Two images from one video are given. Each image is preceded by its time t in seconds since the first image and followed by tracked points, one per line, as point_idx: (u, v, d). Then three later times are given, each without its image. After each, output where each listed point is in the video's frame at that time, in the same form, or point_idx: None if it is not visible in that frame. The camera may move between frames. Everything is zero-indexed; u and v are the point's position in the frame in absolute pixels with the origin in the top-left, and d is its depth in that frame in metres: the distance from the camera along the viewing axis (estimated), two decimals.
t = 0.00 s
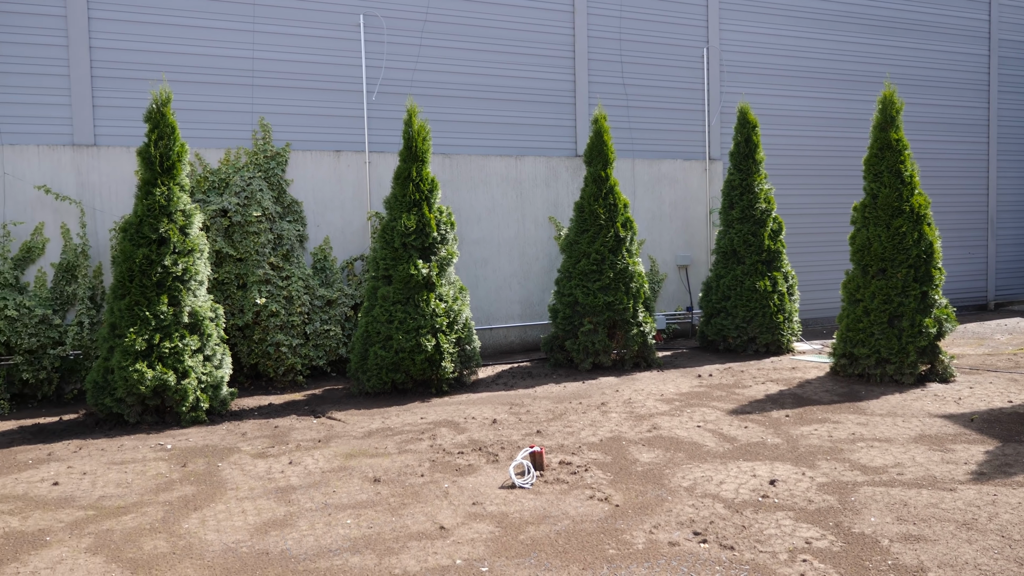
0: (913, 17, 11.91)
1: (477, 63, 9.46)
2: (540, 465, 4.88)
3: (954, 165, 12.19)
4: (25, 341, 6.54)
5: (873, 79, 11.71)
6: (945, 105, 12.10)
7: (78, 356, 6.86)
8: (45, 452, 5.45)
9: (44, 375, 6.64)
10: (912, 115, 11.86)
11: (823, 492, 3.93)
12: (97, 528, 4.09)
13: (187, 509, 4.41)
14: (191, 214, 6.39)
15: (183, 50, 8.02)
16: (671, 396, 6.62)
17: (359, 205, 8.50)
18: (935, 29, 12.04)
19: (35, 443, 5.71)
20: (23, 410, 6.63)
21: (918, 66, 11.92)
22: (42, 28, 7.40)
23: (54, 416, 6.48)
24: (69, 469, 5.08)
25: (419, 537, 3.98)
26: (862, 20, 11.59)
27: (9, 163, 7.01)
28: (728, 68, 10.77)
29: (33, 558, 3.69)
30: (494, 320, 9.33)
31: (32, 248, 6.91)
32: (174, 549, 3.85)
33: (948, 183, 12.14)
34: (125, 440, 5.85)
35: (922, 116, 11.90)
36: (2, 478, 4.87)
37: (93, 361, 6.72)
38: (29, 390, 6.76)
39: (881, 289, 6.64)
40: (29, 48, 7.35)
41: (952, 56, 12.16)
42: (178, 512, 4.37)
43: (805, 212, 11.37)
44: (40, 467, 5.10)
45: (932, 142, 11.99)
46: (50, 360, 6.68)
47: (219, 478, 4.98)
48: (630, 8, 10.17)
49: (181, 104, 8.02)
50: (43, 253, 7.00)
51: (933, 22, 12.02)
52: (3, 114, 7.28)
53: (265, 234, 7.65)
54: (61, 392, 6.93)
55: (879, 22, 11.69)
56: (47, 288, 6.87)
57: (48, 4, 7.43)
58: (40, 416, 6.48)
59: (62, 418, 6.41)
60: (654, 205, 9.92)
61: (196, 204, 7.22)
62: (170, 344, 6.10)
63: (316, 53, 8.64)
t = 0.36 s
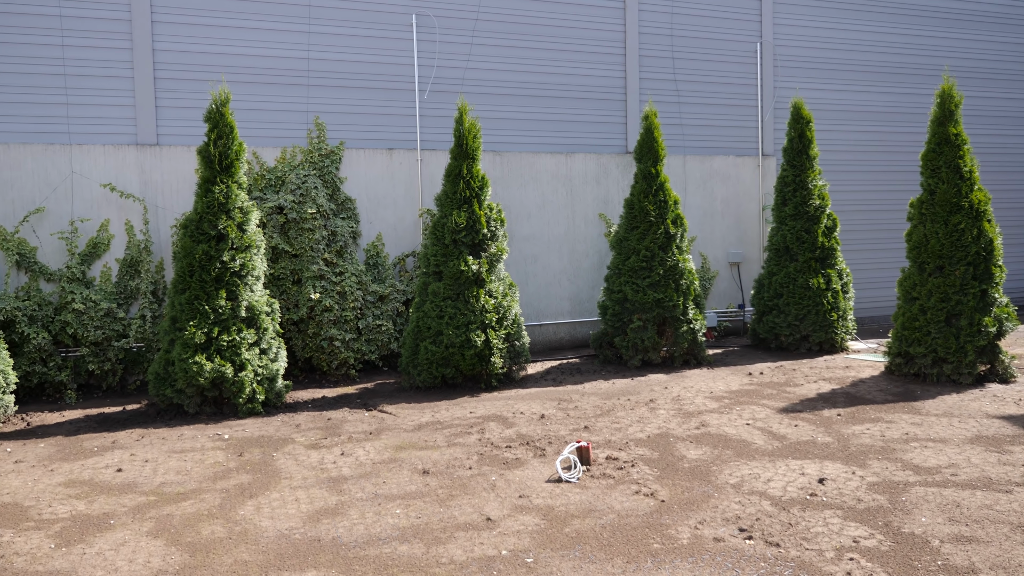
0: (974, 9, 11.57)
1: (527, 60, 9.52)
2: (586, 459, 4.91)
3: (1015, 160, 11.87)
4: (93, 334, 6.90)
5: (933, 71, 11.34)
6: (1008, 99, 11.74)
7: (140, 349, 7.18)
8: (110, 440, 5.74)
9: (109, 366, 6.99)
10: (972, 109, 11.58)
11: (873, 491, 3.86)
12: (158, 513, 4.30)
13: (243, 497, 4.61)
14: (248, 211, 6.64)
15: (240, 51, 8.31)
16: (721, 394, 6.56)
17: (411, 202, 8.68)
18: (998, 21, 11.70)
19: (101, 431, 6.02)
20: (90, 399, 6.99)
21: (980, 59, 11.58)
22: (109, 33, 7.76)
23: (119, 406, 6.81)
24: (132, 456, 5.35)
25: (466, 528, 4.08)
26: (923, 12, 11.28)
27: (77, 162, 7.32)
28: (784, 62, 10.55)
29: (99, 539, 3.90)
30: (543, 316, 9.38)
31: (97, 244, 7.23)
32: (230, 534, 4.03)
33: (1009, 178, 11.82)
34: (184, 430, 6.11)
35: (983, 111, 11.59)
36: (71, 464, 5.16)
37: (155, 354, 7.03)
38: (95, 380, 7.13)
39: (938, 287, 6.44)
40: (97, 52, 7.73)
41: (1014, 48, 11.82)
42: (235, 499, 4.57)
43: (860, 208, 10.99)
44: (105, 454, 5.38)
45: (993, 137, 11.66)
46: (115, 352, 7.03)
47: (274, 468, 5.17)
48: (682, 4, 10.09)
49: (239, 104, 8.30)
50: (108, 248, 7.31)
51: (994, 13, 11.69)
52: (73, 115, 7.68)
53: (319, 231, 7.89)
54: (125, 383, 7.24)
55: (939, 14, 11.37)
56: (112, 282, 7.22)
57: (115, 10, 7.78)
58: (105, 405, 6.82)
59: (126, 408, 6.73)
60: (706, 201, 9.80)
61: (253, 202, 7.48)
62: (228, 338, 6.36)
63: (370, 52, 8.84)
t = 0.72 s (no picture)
0: None
1: (578, 58, 9.56)
2: (632, 455, 4.93)
3: None
4: (156, 326, 7.25)
5: (986, 65, 11.42)
6: None
7: (200, 341, 7.50)
8: (172, 430, 6.02)
9: (171, 358, 7.34)
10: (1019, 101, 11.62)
11: (923, 492, 3.80)
12: (216, 499, 4.51)
13: (296, 485, 4.79)
14: (304, 208, 6.85)
15: (297, 53, 8.57)
16: (772, 392, 6.47)
17: (463, 200, 8.81)
18: None
19: (164, 420, 6.32)
20: (153, 389, 7.35)
21: None
22: (172, 36, 8.09)
23: (180, 397, 7.14)
24: (192, 445, 5.60)
25: (512, 519, 4.16)
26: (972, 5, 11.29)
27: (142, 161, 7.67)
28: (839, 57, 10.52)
29: (161, 522, 4.12)
30: (593, 313, 9.40)
31: (161, 240, 7.57)
32: (285, 520, 4.21)
33: None
34: (242, 420, 6.37)
35: None
36: (136, 451, 5.44)
37: (214, 347, 7.33)
38: (158, 371, 7.48)
39: (999, 286, 6.23)
40: (161, 55, 8.06)
41: None
42: (289, 487, 4.75)
43: (910, 202, 11.07)
44: (167, 443, 5.65)
45: None
46: (177, 344, 7.36)
47: (327, 458, 5.35)
48: None
49: (296, 103, 8.56)
50: (171, 244, 7.65)
51: None
52: (139, 116, 8.02)
53: (373, 228, 8.08)
54: (187, 374, 7.61)
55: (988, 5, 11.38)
56: (174, 277, 7.55)
57: (178, 14, 8.11)
58: (168, 395, 7.16)
59: (187, 399, 7.04)
60: (759, 198, 9.63)
61: (309, 199, 7.71)
62: (284, 331, 6.60)
63: (423, 52, 8.99)
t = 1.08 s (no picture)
0: None
1: (630, 55, 9.54)
2: (680, 453, 4.92)
3: None
4: (216, 321, 7.55)
5: None
6: None
7: (258, 336, 7.78)
8: (231, 421, 6.28)
9: (230, 352, 7.64)
10: None
11: (979, 496, 3.74)
12: (271, 489, 4.70)
13: (348, 477, 4.94)
14: (358, 206, 7.02)
15: (351, 54, 8.78)
16: (825, 392, 6.33)
17: (514, 197, 8.89)
18: None
19: (223, 412, 6.58)
20: (213, 382, 7.67)
21: None
22: (232, 40, 8.39)
23: (239, 389, 7.43)
24: (250, 436, 5.83)
25: (558, 514, 4.21)
26: None
27: (203, 160, 7.97)
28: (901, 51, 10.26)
29: (219, 510, 4.32)
30: (644, 311, 9.35)
31: (221, 238, 7.88)
32: (337, 510, 4.36)
33: None
34: (297, 413, 6.59)
35: None
36: (197, 441, 5.70)
37: (271, 341, 7.59)
38: (217, 364, 7.79)
39: None
40: (221, 58, 8.37)
41: None
42: (342, 479, 4.91)
43: (978, 201, 10.58)
44: (226, 434, 5.89)
45: None
46: (235, 338, 7.66)
47: (378, 451, 5.50)
48: None
49: (351, 104, 8.77)
50: (230, 242, 7.95)
51: None
52: (201, 117, 8.34)
53: (425, 226, 8.22)
54: (245, 367, 7.89)
55: None
56: (233, 274, 7.85)
57: (238, 19, 8.40)
58: (227, 388, 7.46)
59: (246, 391, 7.32)
60: (815, 195, 9.41)
61: (364, 198, 7.90)
62: (339, 327, 6.79)
63: (475, 51, 9.10)
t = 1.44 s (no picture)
0: None
1: (680, 52, 9.45)
2: (724, 451, 4.87)
3: None
4: (270, 316, 7.81)
5: None
6: None
7: (311, 331, 8.01)
8: (283, 413, 6.49)
9: (283, 346, 7.89)
10: None
11: None
12: (320, 479, 4.85)
13: (395, 470, 5.06)
14: (407, 204, 7.14)
15: (401, 53, 8.92)
16: (877, 393, 6.17)
17: (563, 195, 8.92)
18: None
19: (276, 405, 6.80)
20: (267, 375, 7.94)
21: None
22: (287, 43, 8.64)
23: (291, 382, 7.68)
24: (301, 429, 6.02)
25: (599, 510, 4.23)
26: None
27: (259, 160, 8.23)
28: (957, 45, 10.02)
29: (269, 499, 4.48)
30: (693, 309, 9.25)
31: (275, 235, 8.13)
32: (383, 501, 4.47)
33: None
34: (347, 406, 6.76)
35: None
36: (250, 432, 5.92)
37: (322, 336, 7.79)
38: (271, 358, 8.05)
39: None
40: (275, 60, 8.62)
41: None
42: (388, 471, 5.03)
43: None
44: (278, 426, 6.09)
45: None
46: (288, 333, 7.91)
47: (425, 444, 5.61)
48: None
49: (401, 103, 8.92)
50: (284, 239, 8.20)
51: None
52: (256, 118, 8.61)
53: (475, 223, 8.30)
54: (298, 361, 8.13)
55: None
56: (287, 270, 8.10)
57: (292, 21, 8.64)
58: (280, 381, 7.72)
59: (298, 385, 7.55)
60: (870, 192, 9.15)
61: (414, 196, 8.05)
62: (388, 322, 6.94)
63: (524, 51, 9.15)
